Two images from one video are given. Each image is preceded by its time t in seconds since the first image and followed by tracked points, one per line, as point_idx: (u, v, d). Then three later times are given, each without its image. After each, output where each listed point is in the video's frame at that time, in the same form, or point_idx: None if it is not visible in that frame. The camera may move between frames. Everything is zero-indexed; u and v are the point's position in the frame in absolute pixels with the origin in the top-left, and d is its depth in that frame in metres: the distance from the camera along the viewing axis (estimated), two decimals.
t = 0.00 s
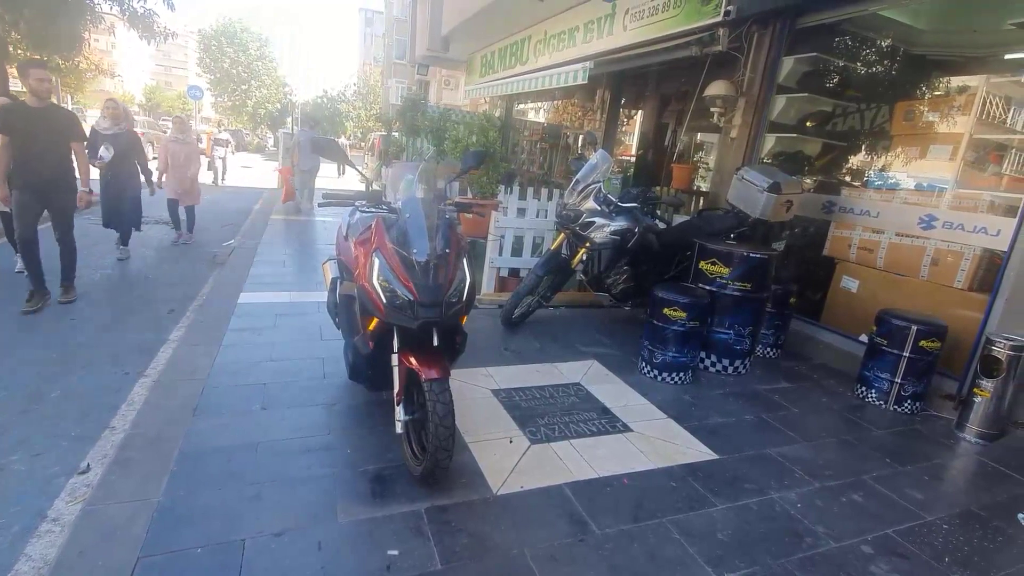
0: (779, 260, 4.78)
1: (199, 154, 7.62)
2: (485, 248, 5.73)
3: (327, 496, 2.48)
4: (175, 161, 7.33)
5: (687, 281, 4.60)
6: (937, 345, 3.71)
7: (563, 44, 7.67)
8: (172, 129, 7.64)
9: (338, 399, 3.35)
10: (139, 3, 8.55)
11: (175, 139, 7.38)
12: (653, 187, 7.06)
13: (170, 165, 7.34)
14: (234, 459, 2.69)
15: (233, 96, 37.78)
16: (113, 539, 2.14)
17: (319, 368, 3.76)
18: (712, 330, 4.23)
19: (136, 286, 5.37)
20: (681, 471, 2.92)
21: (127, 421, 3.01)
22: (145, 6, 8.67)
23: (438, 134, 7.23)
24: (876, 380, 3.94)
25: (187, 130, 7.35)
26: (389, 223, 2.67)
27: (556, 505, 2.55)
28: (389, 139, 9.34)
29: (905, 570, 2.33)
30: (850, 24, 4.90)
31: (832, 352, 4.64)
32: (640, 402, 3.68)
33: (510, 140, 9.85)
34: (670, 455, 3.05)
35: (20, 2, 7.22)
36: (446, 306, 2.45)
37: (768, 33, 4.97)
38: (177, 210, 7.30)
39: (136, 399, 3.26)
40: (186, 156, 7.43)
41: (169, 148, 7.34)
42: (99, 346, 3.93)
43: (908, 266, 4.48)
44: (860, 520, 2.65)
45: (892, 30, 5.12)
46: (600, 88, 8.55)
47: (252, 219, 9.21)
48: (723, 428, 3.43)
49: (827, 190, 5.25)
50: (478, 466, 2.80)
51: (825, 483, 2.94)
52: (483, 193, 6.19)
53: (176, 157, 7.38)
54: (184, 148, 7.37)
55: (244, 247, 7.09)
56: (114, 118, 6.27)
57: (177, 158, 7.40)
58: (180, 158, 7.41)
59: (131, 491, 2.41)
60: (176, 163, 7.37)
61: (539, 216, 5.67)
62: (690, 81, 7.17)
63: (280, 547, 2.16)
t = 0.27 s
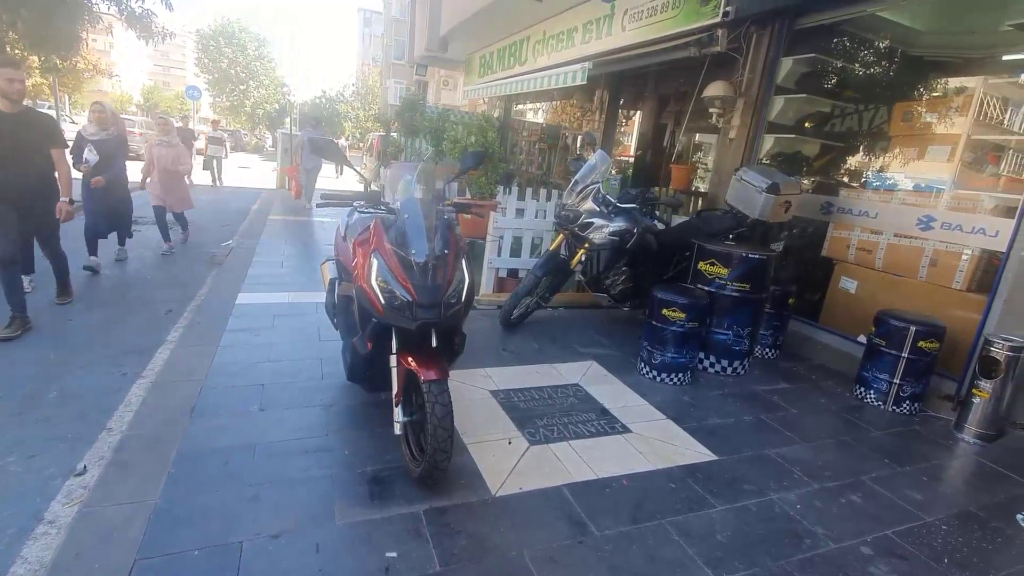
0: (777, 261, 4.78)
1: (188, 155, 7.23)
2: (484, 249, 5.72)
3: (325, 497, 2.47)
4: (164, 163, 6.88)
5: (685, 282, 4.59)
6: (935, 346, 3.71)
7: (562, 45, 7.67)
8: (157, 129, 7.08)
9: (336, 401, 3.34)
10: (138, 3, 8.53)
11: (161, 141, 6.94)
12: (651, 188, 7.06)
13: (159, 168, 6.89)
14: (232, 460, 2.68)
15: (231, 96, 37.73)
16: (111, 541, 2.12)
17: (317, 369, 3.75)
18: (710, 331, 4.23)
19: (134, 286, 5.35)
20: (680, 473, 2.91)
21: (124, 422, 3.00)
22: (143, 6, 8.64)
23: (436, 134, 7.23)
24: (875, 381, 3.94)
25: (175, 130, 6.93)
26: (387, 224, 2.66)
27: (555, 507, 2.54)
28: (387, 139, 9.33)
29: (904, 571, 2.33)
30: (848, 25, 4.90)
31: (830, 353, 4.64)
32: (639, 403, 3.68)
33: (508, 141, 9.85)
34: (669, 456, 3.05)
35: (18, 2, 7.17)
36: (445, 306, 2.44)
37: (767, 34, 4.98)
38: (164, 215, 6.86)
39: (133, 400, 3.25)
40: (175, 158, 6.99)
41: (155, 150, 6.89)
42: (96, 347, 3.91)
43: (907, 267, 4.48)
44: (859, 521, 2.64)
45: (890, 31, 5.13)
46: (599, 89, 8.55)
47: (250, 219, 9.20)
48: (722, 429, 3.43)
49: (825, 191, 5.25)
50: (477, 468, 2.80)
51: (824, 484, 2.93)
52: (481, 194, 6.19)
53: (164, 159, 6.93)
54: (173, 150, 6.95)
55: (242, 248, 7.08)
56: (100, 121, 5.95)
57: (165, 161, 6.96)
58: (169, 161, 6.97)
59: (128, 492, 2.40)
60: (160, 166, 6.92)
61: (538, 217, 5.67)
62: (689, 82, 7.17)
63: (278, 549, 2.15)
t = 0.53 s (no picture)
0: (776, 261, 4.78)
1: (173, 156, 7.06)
2: (483, 249, 5.72)
3: (324, 498, 2.47)
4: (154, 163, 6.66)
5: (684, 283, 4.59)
6: (934, 346, 3.71)
7: (561, 46, 7.68)
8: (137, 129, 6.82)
9: (335, 401, 3.34)
10: (137, 4, 8.52)
11: (145, 140, 6.75)
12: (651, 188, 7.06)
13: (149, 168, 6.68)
14: (231, 461, 2.68)
15: (231, 96, 37.71)
16: (109, 543, 2.12)
17: (317, 370, 3.74)
18: (709, 332, 4.23)
19: (133, 287, 5.35)
20: (679, 473, 2.91)
21: (123, 422, 3.00)
22: (142, 6, 8.63)
23: (436, 134, 7.23)
24: (874, 382, 3.95)
25: (159, 129, 6.84)
26: (387, 225, 2.66)
27: (554, 508, 2.54)
28: (386, 140, 9.33)
29: (903, 572, 2.34)
30: (847, 26, 4.91)
31: (829, 353, 4.65)
32: (638, 404, 3.68)
33: (507, 141, 9.85)
34: (668, 457, 3.05)
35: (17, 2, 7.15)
36: (444, 307, 2.44)
37: (767, 35, 4.98)
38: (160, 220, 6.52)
39: (132, 401, 3.24)
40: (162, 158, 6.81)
41: (141, 149, 6.65)
42: (95, 348, 3.91)
43: (905, 267, 4.49)
44: (858, 522, 2.65)
45: (888, 32, 5.13)
46: (598, 90, 8.55)
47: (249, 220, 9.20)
48: (721, 430, 3.43)
49: (825, 192, 5.26)
50: (476, 468, 2.79)
51: (823, 485, 2.94)
52: (481, 194, 6.19)
53: (152, 159, 6.73)
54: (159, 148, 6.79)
55: (241, 248, 7.08)
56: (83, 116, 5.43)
57: (153, 161, 6.73)
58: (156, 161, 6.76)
59: (127, 493, 2.40)
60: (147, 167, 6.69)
61: (538, 218, 5.66)
62: (688, 83, 7.17)
63: (277, 550, 2.15)
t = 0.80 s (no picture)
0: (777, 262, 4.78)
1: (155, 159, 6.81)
2: (483, 250, 5.71)
3: (324, 500, 2.46)
4: (136, 162, 6.42)
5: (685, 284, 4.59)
6: (935, 347, 3.71)
7: (561, 47, 7.68)
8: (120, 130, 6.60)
9: (335, 403, 3.33)
10: (136, 4, 8.51)
11: (128, 141, 6.55)
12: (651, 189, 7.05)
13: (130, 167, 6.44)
14: (231, 463, 2.67)
15: (230, 97, 37.70)
16: (108, 546, 2.11)
17: (317, 371, 3.74)
18: (710, 333, 4.22)
19: (132, 288, 5.34)
20: (680, 475, 2.91)
21: (122, 424, 2.99)
22: (142, 7, 8.62)
23: (436, 135, 7.23)
24: (874, 383, 3.95)
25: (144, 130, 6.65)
26: (388, 226, 2.66)
27: (555, 509, 2.54)
28: (386, 141, 9.33)
29: (904, 573, 2.33)
30: (847, 27, 4.90)
31: (830, 355, 4.65)
32: (639, 405, 3.68)
33: (507, 143, 9.86)
34: (669, 459, 3.05)
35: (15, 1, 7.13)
36: (446, 309, 2.44)
37: (767, 37, 4.98)
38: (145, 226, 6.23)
39: (131, 402, 3.24)
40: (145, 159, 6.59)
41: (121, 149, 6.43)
42: (94, 349, 3.90)
43: (906, 269, 4.49)
44: (859, 523, 2.65)
45: (887, 33, 5.13)
46: (598, 91, 8.55)
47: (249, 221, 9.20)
48: (722, 431, 3.43)
49: (825, 193, 5.26)
50: (477, 470, 2.79)
51: (824, 486, 2.93)
52: (481, 195, 6.19)
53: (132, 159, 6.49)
54: (141, 150, 6.57)
55: (241, 249, 7.07)
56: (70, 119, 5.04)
57: (133, 162, 6.50)
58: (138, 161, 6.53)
59: (127, 496, 2.39)
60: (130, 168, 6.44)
61: (538, 219, 5.66)
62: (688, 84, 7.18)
63: (277, 552, 2.14)
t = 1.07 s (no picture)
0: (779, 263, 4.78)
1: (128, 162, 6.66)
2: (485, 251, 5.72)
3: (326, 502, 2.46)
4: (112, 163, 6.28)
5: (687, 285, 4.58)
6: (937, 348, 3.70)
7: (562, 48, 7.68)
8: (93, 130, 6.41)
9: (337, 405, 3.33)
10: (137, 6, 8.52)
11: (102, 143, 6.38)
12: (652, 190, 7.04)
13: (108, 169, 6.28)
14: (233, 465, 2.67)
15: (231, 99, 37.75)
16: (110, 548, 2.11)
17: (319, 373, 3.74)
18: (712, 334, 4.22)
19: (134, 290, 5.34)
20: (683, 476, 2.90)
21: (125, 426, 2.99)
22: (143, 9, 8.64)
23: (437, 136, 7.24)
24: (877, 384, 3.94)
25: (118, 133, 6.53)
26: (390, 227, 2.66)
27: (557, 511, 2.53)
28: (387, 142, 9.33)
29: (907, 574, 2.33)
30: (848, 26, 4.87)
31: (832, 355, 4.64)
32: (641, 406, 3.67)
33: (508, 144, 9.86)
34: (672, 460, 3.04)
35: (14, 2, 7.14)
36: (447, 310, 2.43)
37: (768, 37, 4.97)
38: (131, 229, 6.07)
39: (133, 404, 3.24)
40: (118, 161, 6.49)
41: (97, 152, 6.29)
42: (96, 351, 3.90)
43: (908, 269, 4.48)
44: (861, 524, 2.63)
45: (888, 33, 5.10)
46: (599, 92, 8.54)
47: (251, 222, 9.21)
48: (724, 432, 3.42)
49: (826, 193, 5.26)
50: (479, 472, 2.79)
51: (827, 487, 2.92)
52: (483, 197, 6.19)
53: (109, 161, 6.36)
54: (117, 152, 6.43)
55: (242, 251, 7.08)
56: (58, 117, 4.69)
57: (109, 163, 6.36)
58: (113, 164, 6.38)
59: (129, 498, 2.39)
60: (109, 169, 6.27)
61: (539, 220, 5.66)
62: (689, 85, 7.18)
63: (279, 554, 2.14)
